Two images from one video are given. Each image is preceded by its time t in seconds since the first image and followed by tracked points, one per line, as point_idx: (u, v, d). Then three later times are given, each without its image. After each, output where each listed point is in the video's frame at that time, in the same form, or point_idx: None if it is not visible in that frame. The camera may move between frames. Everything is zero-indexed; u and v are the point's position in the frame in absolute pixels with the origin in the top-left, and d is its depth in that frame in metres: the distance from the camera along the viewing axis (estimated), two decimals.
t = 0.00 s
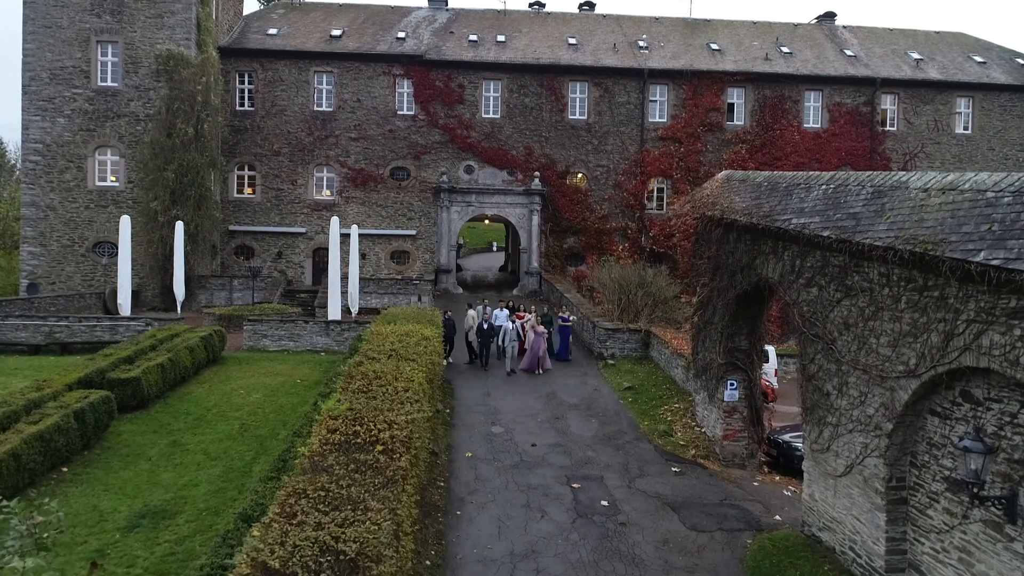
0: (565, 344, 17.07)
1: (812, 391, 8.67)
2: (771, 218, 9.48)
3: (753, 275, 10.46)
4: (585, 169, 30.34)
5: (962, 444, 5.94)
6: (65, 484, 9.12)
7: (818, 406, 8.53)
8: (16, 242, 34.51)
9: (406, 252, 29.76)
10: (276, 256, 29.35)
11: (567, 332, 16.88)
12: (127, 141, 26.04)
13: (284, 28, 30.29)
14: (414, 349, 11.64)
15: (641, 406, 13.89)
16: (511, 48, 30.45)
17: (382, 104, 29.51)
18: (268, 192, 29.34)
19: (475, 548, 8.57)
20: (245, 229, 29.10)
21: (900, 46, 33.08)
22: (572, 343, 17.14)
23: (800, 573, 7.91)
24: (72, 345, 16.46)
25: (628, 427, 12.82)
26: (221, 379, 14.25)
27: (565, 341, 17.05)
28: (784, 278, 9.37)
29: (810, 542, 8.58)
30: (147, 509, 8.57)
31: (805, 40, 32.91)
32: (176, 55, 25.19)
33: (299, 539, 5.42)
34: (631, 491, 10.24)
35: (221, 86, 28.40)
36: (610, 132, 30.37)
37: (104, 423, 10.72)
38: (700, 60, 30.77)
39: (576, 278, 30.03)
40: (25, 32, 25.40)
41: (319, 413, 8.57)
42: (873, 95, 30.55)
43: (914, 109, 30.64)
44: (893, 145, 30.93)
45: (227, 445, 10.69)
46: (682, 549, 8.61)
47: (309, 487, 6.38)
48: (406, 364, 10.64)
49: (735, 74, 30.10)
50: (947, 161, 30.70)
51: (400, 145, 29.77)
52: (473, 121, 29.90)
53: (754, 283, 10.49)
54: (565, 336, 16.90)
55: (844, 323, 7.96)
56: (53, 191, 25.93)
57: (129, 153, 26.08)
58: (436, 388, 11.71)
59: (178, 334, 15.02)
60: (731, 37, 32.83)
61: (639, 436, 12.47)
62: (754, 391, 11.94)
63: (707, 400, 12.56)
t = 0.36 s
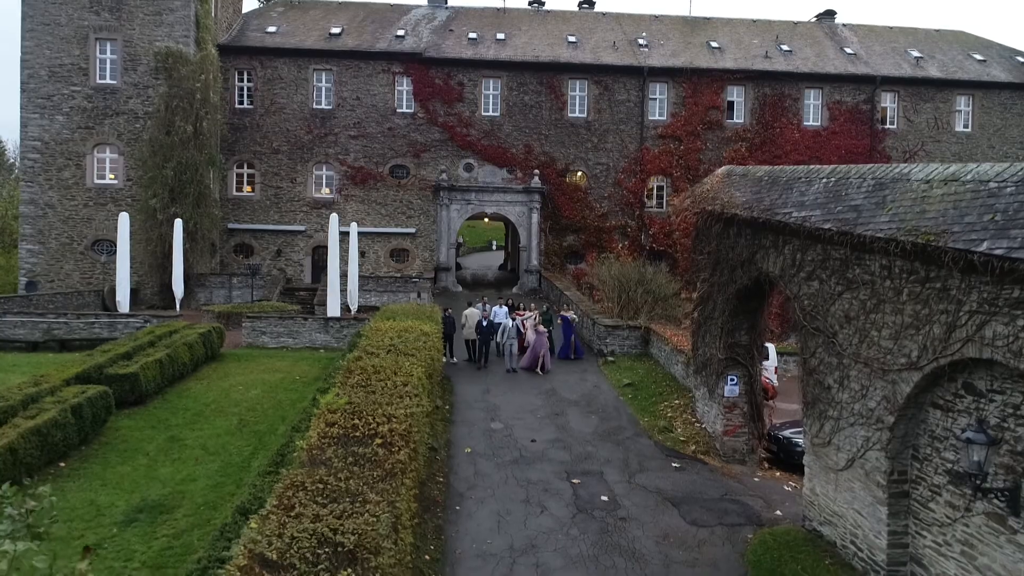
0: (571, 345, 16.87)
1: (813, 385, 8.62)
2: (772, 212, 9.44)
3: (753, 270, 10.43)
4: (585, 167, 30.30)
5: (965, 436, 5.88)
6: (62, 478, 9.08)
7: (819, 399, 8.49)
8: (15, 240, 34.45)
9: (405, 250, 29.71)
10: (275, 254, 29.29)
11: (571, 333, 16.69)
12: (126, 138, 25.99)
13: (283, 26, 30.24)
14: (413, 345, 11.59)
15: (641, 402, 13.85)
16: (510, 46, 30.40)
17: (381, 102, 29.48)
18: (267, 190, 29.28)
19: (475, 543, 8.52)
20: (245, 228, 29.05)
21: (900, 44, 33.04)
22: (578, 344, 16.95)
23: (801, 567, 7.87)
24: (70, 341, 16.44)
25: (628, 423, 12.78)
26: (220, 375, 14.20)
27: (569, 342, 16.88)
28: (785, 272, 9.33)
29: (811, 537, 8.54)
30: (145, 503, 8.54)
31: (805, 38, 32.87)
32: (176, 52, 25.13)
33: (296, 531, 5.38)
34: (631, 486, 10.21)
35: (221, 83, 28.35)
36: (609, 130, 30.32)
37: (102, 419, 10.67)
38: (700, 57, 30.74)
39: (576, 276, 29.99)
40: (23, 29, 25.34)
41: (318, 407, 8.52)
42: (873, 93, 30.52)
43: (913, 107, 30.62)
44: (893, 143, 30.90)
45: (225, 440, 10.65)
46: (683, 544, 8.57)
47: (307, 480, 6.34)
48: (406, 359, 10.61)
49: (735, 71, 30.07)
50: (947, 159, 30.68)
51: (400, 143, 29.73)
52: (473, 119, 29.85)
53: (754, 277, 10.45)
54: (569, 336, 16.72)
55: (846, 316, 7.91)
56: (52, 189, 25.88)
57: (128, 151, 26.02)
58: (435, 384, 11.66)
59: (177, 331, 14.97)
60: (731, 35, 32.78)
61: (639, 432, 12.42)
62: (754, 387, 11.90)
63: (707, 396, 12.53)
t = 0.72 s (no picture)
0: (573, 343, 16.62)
1: (816, 377, 8.53)
2: (774, 203, 9.35)
3: (754, 262, 10.36)
4: (585, 164, 30.20)
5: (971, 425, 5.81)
6: (58, 472, 9.00)
7: (821, 391, 8.41)
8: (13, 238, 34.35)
9: (405, 248, 29.61)
10: (275, 252, 29.20)
11: (571, 330, 16.43)
12: (124, 135, 25.91)
13: (282, 23, 30.14)
14: (412, 338, 11.51)
15: (641, 397, 13.77)
16: (510, 43, 30.31)
17: (381, 99, 29.40)
18: (266, 187, 29.20)
19: (474, 536, 8.45)
20: (244, 225, 28.96)
21: (900, 42, 32.97)
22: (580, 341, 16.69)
23: (804, 560, 7.80)
24: (67, 337, 16.37)
25: (628, 418, 12.70)
26: (218, 370, 14.12)
27: (570, 339, 16.61)
28: (787, 264, 9.25)
29: (813, 530, 8.46)
30: (141, 496, 8.46)
31: (806, 35, 32.79)
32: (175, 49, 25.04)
33: (293, 520, 5.30)
34: (631, 480, 10.14)
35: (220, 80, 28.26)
36: (609, 127, 30.24)
37: (98, 412, 10.60)
38: (700, 55, 30.66)
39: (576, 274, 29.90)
40: (21, 25, 25.26)
41: (316, 399, 8.43)
42: (873, 90, 30.46)
43: (914, 105, 30.55)
44: (893, 140, 30.80)
45: (223, 434, 10.57)
46: (684, 537, 8.49)
47: (305, 470, 6.25)
48: (406, 353, 10.53)
49: (735, 69, 30.01)
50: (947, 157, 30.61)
51: (399, 140, 29.65)
52: (473, 116, 29.75)
53: (756, 270, 10.37)
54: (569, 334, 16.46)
55: (849, 307, 7.84)
56: (50, 185, 25.78)
57: (127, 147, 25.94)
58: (435, 379, 11.58)
59: (174, 326, 14.88)
60: (731, 33, 32.69)
61: (640, 427, 12.34)
62: (755, 381, 11.83)
63: (708, 390, 12.46)
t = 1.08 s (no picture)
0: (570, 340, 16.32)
1: (819, 368, 8.41)
2: (777, 192, 9.23)
3: (756, 253, 10.23)
4: (584, 161, 30.06)
5: (980, 412, 5.68)
6: (50, 464, 8.87)
7: (825, 382, 8.27)
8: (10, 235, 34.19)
9: (404, 244, 29.48)
10: (273, 249, 29.06)
11: (570, 327, 16.11)
12: (122, 130, 25.76)
13: (281, 19, 30.01)
14: (410, 331, 11.37)
15: (642, 392, 13.64)
16: (509, 39, 30.18)
17: (379, 95, 29.27)
18: (265, 184, 29.07)
19: (472, 529, 8.31)
20: (242, 221, 28.83)
21: (901, 38, 32.85)
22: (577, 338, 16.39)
23: (807, 553, 7.67)
24: (64, 332, 16.22)
25: (629, 412, 12.57)
26: (214, 365, 13.98)
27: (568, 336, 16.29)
28: (790, 254, 9.14)
29: (817, 523, 8.33)
30: (134, 489, 8.33)
31: (806, 32, 32.67)
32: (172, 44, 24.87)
33: (287, 509, 5.17)
34: (632, 474, 10.01)
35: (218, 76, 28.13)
36: (609, 124, 30.11)
37: (92, 406, 10.46)
38: (700, 51, 30.52)
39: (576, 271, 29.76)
40: (18, 20, 25.10)
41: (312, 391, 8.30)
42: (874, 86, 30.34)
43: (915, 101, 30.42)
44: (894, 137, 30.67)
45: (218, 428, 10.44)
46: (686, 531, 8.36)
47: (299, 460, 6.12)
48: (404, 345, 10.41)
49: (735, 65, 29.89)
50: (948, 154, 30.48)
51: (398, 136, 29.51)
52: (472, 112, 29.61)
53: (758, 261, 10.25)
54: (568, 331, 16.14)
55: (853, 296, 7.72)
56: (47, 181, 25.63)
57: (124, 143, 25.80)
58: (433, 372, 11.45)
59: (171, 320, 14.75)
60: (731, 29, 32.55)
61: (640, 421, 12.21)
62: (757, 374, 11.72)
63: (709, 384, 12.33)
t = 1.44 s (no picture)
0: (569, 337, 16.01)
1: (824, 361, 8.20)
2: (781, 182, 9.04)
3: (759, 245, 10.04)
4: (584, 157, 29.89)
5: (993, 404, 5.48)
6: (37, 461, 8.67)
7: (831, 375, 8.07)
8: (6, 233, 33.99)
9: (402, 242, 29.28)
10: (270, 246, 28.88)
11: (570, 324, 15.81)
12: (118, 126, 25.56)
13: (278, 15, 29.79)
14: (407, 326, 11.18)
15: (642, 388, 13.45)
16: (508, 35, 29.98)
17: (377, 91, 29.07)
18: (262, 180, 28.86)
19: (468, 527, 8.11)
20: (239, 219, 28.63)
21: (902, 35, 32.65)
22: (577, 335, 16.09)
23: (812, 551, 7.48)
24: (56, 328, 16.02)
25: (629, 409, 12.37)
26: (208, 361, 13.78)
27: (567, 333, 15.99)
28: (793, 246, 8.95)
29: (823, 521, 8.14)
30: (122, 486, 8.13)
31: (807, 28, 32.47)
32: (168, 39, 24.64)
33: (273, 504, 4.97)
34: (632, 471, 9.81)
35: (215, 72, 27.94)
36: (609, 120, 29.92)
37: (82, 401, 10.27)
38: (701, 47, 30.33)
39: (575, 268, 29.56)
40: (13, 15, 24.88)
41: (304, 384, 8.10)
42: (875, 83, 30.16)
43: (916, 98, 30.21)
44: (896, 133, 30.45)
45: (210, 424, 10.24)
46: (687, 529, 8.17)
47: (288, 454, 5.92)
48: (399, 340, 10.20)
49: (735, 61, 29.71)
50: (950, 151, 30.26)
51: (396, 133, 29.31)
52: (471, 109, 29.41)
53: (761, 254, 10.06)
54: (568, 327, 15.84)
55: (859, 288, 7.53)
56: (42, 178, 25.43)
57: (120, 139, 25.59)
58: (429, 368, 11.25)
59: (164, 315, 14.54)
60: (731, 25, 32.35)
61: (640, 418, 12.01)
62: (759, 370, 11.50)
63: (711, 379, 12.13)
